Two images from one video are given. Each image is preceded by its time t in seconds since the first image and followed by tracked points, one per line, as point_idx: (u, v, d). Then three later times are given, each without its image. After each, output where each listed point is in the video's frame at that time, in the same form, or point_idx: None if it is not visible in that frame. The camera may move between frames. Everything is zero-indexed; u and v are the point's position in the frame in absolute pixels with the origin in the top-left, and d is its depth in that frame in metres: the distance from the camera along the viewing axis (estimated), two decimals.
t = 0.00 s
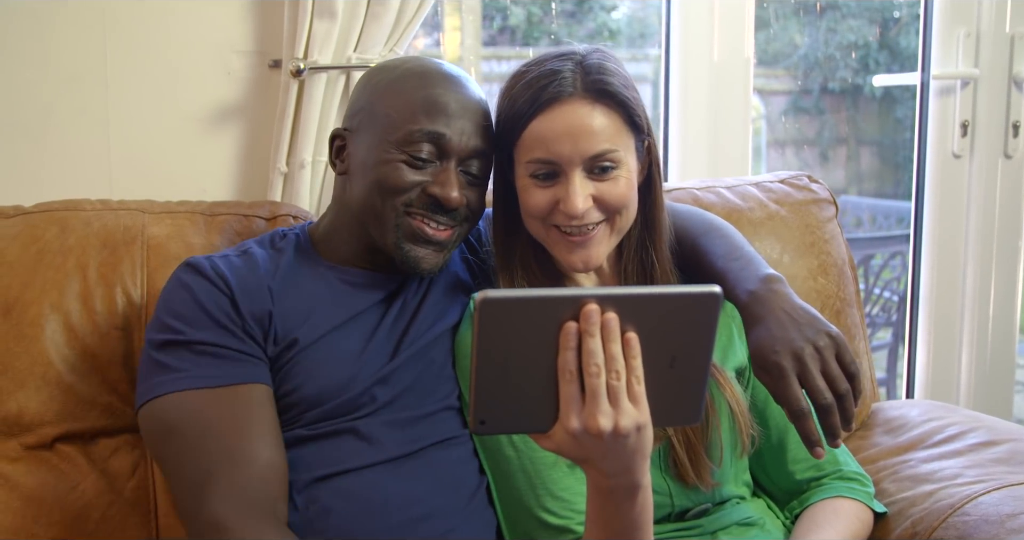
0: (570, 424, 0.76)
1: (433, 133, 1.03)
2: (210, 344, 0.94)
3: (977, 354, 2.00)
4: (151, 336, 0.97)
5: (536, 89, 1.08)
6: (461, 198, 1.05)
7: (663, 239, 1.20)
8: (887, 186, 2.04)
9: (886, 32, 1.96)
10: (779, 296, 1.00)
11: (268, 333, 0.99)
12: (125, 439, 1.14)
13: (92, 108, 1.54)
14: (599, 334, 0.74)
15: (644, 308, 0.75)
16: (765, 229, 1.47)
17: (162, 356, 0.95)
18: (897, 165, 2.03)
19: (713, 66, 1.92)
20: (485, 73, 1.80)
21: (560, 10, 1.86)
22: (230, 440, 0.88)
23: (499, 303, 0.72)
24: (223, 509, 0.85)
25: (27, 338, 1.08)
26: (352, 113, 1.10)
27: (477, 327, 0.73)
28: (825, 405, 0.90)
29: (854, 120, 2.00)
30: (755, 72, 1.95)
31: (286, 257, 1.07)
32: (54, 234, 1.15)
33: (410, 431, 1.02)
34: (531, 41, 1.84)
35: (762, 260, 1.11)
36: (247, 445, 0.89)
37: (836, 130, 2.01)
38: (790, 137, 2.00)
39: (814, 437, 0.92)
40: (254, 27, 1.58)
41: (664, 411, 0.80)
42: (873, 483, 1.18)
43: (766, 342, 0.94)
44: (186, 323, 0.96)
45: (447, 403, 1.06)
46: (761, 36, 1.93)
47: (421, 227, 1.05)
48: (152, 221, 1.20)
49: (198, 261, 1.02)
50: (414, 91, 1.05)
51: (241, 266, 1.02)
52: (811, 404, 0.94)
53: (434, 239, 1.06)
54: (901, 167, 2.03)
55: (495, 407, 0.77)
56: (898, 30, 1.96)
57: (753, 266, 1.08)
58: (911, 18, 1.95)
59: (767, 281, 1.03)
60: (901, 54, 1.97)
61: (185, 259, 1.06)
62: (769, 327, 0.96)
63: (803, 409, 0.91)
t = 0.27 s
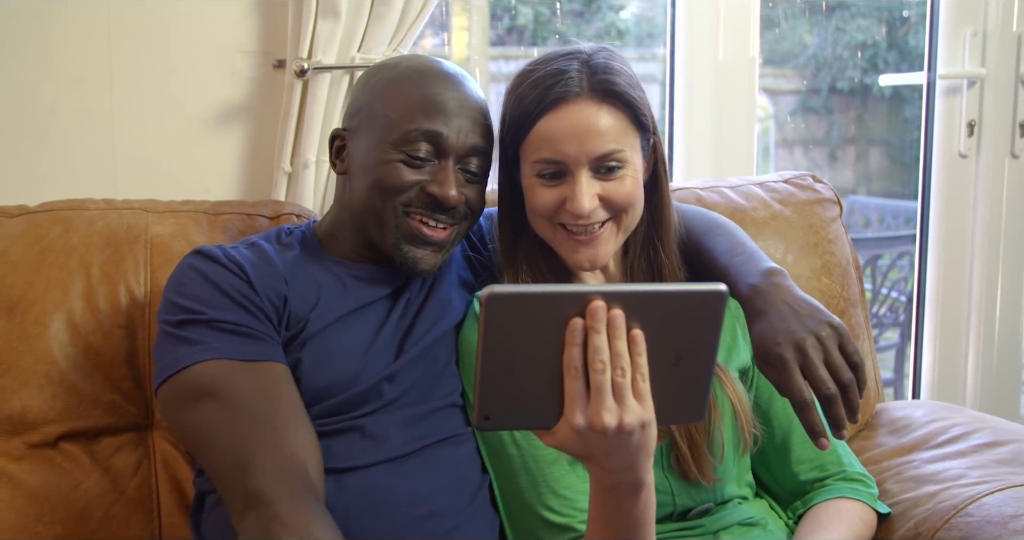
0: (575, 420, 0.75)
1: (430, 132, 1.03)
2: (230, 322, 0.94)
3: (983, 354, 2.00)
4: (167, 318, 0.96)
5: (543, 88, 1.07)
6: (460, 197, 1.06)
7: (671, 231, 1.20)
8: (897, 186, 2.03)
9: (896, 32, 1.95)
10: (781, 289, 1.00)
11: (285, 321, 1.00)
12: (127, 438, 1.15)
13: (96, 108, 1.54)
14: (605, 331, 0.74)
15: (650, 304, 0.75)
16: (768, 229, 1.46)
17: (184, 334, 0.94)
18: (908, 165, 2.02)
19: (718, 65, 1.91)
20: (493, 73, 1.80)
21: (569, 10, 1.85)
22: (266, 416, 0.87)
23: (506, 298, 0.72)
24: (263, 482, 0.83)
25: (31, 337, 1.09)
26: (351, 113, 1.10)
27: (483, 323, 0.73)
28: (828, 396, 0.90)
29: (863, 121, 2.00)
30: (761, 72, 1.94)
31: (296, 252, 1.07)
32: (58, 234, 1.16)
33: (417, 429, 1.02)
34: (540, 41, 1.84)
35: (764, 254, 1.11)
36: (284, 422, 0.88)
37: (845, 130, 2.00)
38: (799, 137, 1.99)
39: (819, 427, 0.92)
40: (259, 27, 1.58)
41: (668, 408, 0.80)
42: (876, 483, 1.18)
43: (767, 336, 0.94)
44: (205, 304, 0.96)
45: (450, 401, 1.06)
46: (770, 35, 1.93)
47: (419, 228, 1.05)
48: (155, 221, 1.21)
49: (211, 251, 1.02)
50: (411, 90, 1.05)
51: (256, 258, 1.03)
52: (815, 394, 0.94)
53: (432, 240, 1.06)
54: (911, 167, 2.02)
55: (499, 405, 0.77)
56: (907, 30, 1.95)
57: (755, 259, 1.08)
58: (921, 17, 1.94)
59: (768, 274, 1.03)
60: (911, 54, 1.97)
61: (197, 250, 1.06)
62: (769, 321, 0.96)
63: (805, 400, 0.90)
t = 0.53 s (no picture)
0: (572, 423, 0.76)
1: (437, 130, 1.04)
2: (186, 354, 0.95)
3: (991, 355, 1.99)
4: (142, 345, 0.99)
5: (546, 97, 1.07)
6: (463, 198, 1.06)
7: (669, 234, 1.20)
8: (910, 186, 2.03)
9: (906, 31, 1.94)
10: (781, 297, 1.00)
11: (263, 333, 1.01)
12: (129, 437, 1.15)
13: (100, 109, 1.55)
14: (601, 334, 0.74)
15: (647, 308, 0.75)
16: (771, 229, 1.46)
17: (147, 368, 0.96)
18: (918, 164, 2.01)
19: (723, 66, 1.91)
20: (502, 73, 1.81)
21: (578, 10, 1.85)
22: (198, 451, 0.88)
23: (503, 302, 0.72)
24: (190, 520, 0.85)
25: (34, 337, 1.09)
26: (358, 109, 1.10)
27: (480, 325, 0.73)
28: (827, 408, 0.90)
29: (871, 120, 2.00)
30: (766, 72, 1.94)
31: (285, 262, 1.07)
32: (62, 234, 1.16)
33: (414, 430, 1.02)
34: (549, 41, 1.85)
35: (766, 262, 1.11)
36: (216, 457, 0.89)
37: (854, 130, 2.01)
38: (808, 137, 2.00)
39: (817, 439, 0.92)
40: (264, 27, 1.59)
41: (666, 409, 0.80)
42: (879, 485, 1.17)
43: (766, 346, 0.94)
44: (169, 333, 0.97)
45: (450, 402, 1.06)
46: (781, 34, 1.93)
47: (424, 226, 1.05)
48: (158, 221, 1.21)
49: (195, 267, 1.02)
50: (420, 89, 1.05)
51: (237, 272, 1.03)
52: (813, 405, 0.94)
53: (436, 237, 1.06)
54: (921, 166, 2.01)
55: (496, 408, 0.78)
56: (916, 29, 1.94)
57: (756, 265, 1.08)
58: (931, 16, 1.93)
59: (768, 282, 1.03)
60: (921, 54, 1.95)
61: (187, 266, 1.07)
62: (770, 330, 0.96)
63: (804, 412, 0.91)
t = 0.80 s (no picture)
0: (570, 422, 0.76)
1: (437, 129, 1.04)
2: (207, 339, 0.95)
3: (997, 357, 1.98)
4: (155, 336, 0.99)
5: (547, 97, 1.07)
6: (462, 196, 1.06)
7: (671, 235, 1.20)
8: (920, 186, 2.02)
9: (916, 31, 1.94)
10: (783, 304, 1.00)
11: (270, 330, 1.01)
12: (132, 436, 1.15)
13: (105, 109, 1.55)
14: (599, 333, 0.74)
15: (644, 307, 0.75)
16: (774, 229, 1.46)
17: (168, 353, 0.96)
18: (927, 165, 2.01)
19: (728, 66, 1.90)
20: (511, 73, 1.80)
21: (586, 10, 1.85)
22: (241, 429, 0.89)
23: (501, 301, 0.73)
24: (237, 494, 0.85)
25: (38, 336, 1.10)
26: (359, 107, 1.11)
27: (478, 324, 0.73)
28: (826, 416, 0.90)
29: (881, 120, 1.99)
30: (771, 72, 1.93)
31: (287, 263, 1.07)
32: (66, 234, 1.17)
33: (414, 429, 1.03)
34: (557, 41, 1.84)
35: (768, 266, 1.11)
36: (254, 434, 0.89)
37: (864, 130, 1.99)
38: (817, 137, 1.99)
39: (815, 446, 0.93)
40: (269, 28, 1.59)
41: (663, 409, 0.80)
42: (882, 485, 1.17)
43: (767, 352, 0.94)
44: (186, 322, 0.97)
45: (450, 401, 1.06)
46: (789, 34, 1.93)
47: (421, 222, 1.05)
48: (161, 221, 1.22)
49: (200, 266, 1.03)
50: (421, 89, 1.05)
51: (242, 271, 1.04)
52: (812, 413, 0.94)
53: (434, 234, 1.06)
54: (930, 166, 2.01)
55: (495, 407, 0.78)
56: (925, 29, 1.94)
57: (760, 271, 1.08)
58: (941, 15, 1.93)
59: (771, 288, 1.03)
60: (930, 54, 1.95)
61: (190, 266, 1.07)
62: (770, 336, 0.95)
63: (803, 419, 0.91)
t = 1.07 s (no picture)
0: (569, 422, 0.75)
1: (442, 137, 1.04)
2: (201, 349, 0.95)
3: (1004, 358, 1.97)
4: (151, 344, 0.99)
5: (548, 97, 1.07)
6: (460, 205, 1.06)
7: (674, 236, 1.20)
8: (927, 187, 2.01)
9: (927, 30, 1.93)
10: (788, 305, 1.00)
11: (269, 334, 1.01)
12: (136, 435, 1.16)
13: (110, 109, 1.56)
14: (597, 332, 0.74)
15: (641, 305, 0.75)
16: (778, 229, 1.45)
17: (162, 363, 0.96)
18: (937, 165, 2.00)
19: (733, 66, 1.90)
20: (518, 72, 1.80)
21: (595, 10, 1.85)
22: (225, 441, 0.89)
23: (498, 300, 0.73)
24: (219, 504, 0.86)
25: (42, 336, 1.10)
26: (366, 104, 1.11)
27: (475, 322, 0.73)
28: (830, 416, 0.90)
29: (890, 120, 1.99)
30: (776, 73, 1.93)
31: (287, 264, 1.08)
32: (70, 234, 1.17)
33: (415, 429, 1.03)
34: (565, 41, 1.84)
35: (773, 267, 1.10)
36: (238, 444, 0.90)
37: (873, 130, 2.00)
38: (827, 137, 1.99)
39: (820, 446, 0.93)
40: (274, 28, 1.60)
41: (663, 409, 0.80)
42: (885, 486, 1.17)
43: (771, 353, 0.94)
44: (181, 330, 0.98)
45: (452, 401, 1.06)
46: (797, 34, 1.93)
47: (417, 227, 1.05)
48: (165, 221, 1.22)
49: (200, 269, 1.03)
50: (430, 94, 1.06)
51: (242, 273, 1.04)
52: (818, 413, 0.94)
53: (428, 241, 1.06)
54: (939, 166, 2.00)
55: (495, 408, 0.78)
56: (935, 28, 1.92)
57: (764, 272, 1.07)
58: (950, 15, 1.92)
59: (776, 289, 1.03)
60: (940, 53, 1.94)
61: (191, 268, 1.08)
62: (774, 337, 0.95)
63: (809, 420, 0.91)
